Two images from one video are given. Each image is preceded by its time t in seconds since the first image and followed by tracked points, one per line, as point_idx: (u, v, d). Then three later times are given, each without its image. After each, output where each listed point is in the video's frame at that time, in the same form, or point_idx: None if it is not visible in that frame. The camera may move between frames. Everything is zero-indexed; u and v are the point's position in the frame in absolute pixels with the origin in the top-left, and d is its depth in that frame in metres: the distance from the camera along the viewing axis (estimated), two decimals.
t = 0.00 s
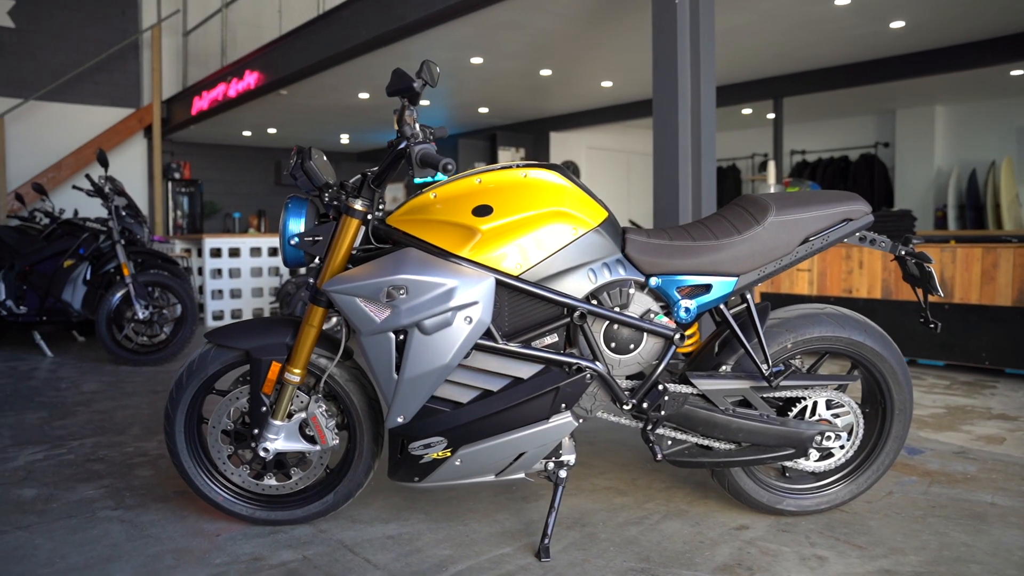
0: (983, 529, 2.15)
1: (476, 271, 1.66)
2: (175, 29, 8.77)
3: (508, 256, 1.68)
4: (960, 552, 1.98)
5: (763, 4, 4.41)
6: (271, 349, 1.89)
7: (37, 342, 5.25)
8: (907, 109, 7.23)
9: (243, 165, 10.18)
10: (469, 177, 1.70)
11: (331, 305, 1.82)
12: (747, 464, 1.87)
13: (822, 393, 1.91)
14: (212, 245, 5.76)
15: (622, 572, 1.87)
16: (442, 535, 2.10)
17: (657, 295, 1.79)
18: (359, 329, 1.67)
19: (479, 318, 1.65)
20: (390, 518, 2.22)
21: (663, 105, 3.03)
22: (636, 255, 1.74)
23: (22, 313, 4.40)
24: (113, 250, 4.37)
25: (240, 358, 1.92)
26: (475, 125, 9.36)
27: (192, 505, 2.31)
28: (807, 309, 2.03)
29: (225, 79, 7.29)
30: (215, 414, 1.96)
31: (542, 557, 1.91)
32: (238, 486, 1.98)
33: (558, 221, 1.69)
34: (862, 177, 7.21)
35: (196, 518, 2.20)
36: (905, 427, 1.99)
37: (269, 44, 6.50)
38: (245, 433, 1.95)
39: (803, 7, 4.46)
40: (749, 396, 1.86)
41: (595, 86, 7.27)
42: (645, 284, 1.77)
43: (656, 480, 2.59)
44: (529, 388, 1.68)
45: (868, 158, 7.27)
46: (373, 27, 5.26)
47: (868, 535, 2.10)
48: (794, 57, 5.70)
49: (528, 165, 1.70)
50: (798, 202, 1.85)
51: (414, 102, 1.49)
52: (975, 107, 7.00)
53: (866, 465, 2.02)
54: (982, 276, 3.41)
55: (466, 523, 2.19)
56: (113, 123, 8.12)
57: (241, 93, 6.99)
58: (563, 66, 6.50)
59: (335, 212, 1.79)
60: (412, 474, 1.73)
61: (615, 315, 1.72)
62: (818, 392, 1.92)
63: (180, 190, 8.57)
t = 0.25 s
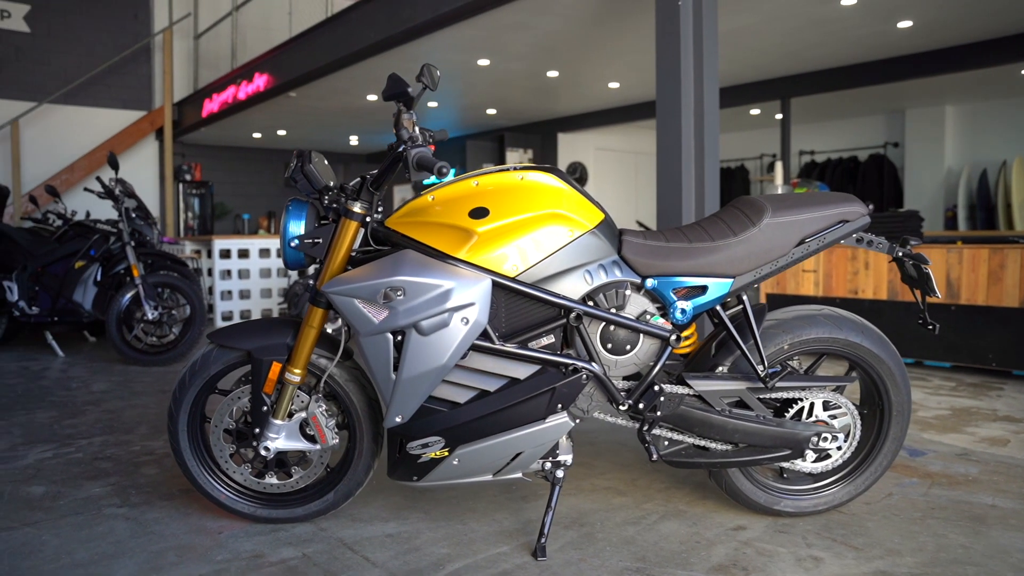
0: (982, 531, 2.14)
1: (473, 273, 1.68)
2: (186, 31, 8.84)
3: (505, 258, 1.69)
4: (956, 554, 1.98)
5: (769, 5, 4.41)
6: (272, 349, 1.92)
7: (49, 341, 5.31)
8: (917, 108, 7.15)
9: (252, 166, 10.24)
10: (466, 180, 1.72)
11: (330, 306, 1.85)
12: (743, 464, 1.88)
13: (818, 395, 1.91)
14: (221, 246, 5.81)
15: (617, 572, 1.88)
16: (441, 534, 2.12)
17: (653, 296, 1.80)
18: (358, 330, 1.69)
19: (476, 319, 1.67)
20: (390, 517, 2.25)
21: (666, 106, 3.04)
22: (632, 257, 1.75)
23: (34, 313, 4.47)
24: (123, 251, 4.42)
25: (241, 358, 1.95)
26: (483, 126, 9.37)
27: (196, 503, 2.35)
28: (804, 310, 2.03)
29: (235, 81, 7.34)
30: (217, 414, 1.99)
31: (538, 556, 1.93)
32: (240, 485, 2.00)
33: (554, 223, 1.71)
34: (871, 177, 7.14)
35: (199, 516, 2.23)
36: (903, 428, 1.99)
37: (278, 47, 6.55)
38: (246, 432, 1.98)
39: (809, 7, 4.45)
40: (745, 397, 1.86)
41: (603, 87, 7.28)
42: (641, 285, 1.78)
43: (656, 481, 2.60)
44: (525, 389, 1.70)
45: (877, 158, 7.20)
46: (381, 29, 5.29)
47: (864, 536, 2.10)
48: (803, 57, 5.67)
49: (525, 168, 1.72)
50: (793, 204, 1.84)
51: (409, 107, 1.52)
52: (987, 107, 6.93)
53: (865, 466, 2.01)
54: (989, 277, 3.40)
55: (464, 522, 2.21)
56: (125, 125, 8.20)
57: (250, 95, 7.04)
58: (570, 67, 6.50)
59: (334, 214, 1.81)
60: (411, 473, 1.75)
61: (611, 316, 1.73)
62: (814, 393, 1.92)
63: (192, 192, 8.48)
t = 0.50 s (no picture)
0: (978, 533, 2.12)
1: (468, 275, 1.68)
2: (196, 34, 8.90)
3: (499, 260, 1.69)
4: (951, 556, 1.97)
5: (774, 5, 4.41)
6: (272, 349, 1.95)
7: (60, 341, 5.38)
8: (926, 108, 7.09)
9: (262, 167, 10.30)
10: (463, 182, 1.72)
11: (329, 308, 1.87)
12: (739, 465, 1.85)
13: (813, 396, 1.88)
14: (230, 247, 5.85)
15: (611, 572, 1.90)
16: (438, 533, 2.14)
17: (649, 298, 1.78)
18: (356, 331, 1.70)
19: (472, 321, 1.67)
20: (388, 516, 2.26)
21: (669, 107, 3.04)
22: (627, 259, 1.73)
23: (45, 313, 4.52)
24: (132, 252, 4.46)
25: (242, 359, 1.98)
26: (490, 127, 9.39)
27: (199, 501, 2.38)
28: (799, 312, 2.00)
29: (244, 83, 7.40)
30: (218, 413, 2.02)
31: (533, 555, 1.95)
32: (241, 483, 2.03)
33: (549, 225, 1.70)
34: (880, 177, 7.09)
35: (202, 514, 2.26)
36: (900, 430, 1.96)
37: (286, 49, 6.59)
38: (247, 431, 2.00)
39: (814, 7, 4.45)
40: (740, 399, 1.83)
41: (609, 88, 7.28)
42: (636, 287, 1.75)
43: (654, 481, 2.62)
44: (521, 389, 1.70)
45: (885, 157, 7.15)
46: (387, 30, 5.31)
47: (860, 537, 2.09)
48: (809, 57, 5.65)
49: (521, 170, 1.72)
50: (789, 205, 1.81)
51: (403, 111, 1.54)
52: (997, 106, 6.86)
53: (861, 468, 1.99)
54: (995, 278, 3.39)
55: (462, 521, 2.23)
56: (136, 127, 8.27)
57: (258, 97, 7.08)
58: (575, 68, 6.51)
59: (333, 217, 1.83)
60: (408, 472, 1.76)
61: (607, 317, 1.72)
62: (810, 394, 1.89)
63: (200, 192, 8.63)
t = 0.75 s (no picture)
0: (975, 535, 2.10)
1: (463, 277, 1.69)
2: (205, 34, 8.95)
3: (493, 262, 1.70)
4: (946, 558, 1.95)
5: (779, 5, 4.40)
6: (270, 350, 1.98)
7: (70, 340, 5.42)
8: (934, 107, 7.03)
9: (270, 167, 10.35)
10: (458, 185, 1.73)
11: (326, 310, 1.90)
12: (734, 466, 1.85)
13: (807, 397, 1.89)
14: (238, 247, 5.86)
15: (605, 572, 1.91)
16: (435, 532, 2.16)
17: (643, 300, 1.79)
18: (352, 332, 1.72)
19: (466, 322, 1.68)
20: (386, 515, 2.28)
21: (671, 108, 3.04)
22: (621, 261, 1.74)
23: (54, 313, 4.52)
24: (140, 252, 4.49)
25: (241, 359, 2.00)
26: (497, 127, 9.40)
27: (201, 499, 2.40)
28: (795, 314, 1.99)
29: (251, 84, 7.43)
30: (218, 412, 2.05)
31: (528, 554, 1.97)
32: (241, 482, 2.06)
33: (543, 227, 1.71)
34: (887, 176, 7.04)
35: (203, 511, 2.28)
36: (896, 432, 1.95)
37: (293, 50, 6.62)
38: (246, 430, 2.03)
39: (820, 7, 4.44)
40: (735, 400, 1.84)
41: (615, 87, 7.27)
42: (630, 288, 1.76)
43: (651, 481, 2.63)
44: (515, 390, 1.71)
45: (893, 157, 7.10)
46: (392, 31, 5.34)
47: (855, 538, 2.08)
48: (816, 56, 5.63)
49: (516, 173, 1.73)
50: (782, 208, 1.82)
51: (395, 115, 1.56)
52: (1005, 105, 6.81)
53: (856, 469, 1.99)
54: (1000, 278, 3.38)
55: (459, 520, 2.25)
56: (146, 128, 8.34)
57: (266, 97, 7.12)
58: (581, 68, 6.51)
59: (330, 219, 1.84)
60: (405, 472, 1.77)
61: (601, 319, 1.72)
62: (804, 396, 1.89)
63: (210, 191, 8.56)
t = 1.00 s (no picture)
0: (968, 537, 2.07)
1: (456, 279, 1.69)
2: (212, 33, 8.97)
3: (486, 264, 1.71)
4: (938, 560, 1.93)
5: (782, 4, 4.39)
6: (267, 351, 2.00)
7: (76, 338, 5.47)
8: (941, 105, 6.96)
9: (278, 166, 10.39)
10: (452, 188, 1.74)
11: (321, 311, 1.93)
12: (727, 467, 1.83)
13: (801, 398, 1.87)
14: (243, 245, 5.91)
15: (598, 571, 1.92)
16: (430, 531, 2.17)
17: (635, 301, 1.79)
18: (346, 333, 1.72)
19: (459, 323, 1.68)
20: (383, 514, 2.29)
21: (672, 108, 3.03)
22: (614, 262, 1.74)
23: (61, 311, 4.57)
24: (145, 250, 4.55)
25: (238, 359, 2.02)
26: (503, 125, 9.39)
27: (201, 497, 2.42)
28: (789, 316, 1.99)
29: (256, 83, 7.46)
30: (216, 412, 2.07)
31: (521, 554, 1.98)
32: (239, 481, 2.08)
33: (536, 230, 1.72)
34: (893, 174, 6.99)
35: (203, 510, 2.29)
36: (890, 433, 1.94)
37: (299, 48, 6.63)
38: (244, 430, 2.05)
39: (823, 6, 4.42)
40: (728, 401, 1.82)
41: (620, 86, 7.26)
42: (623, 290, 1.76)
43: (648, 481, 2.64)
44: (509, 391, 1.71)
45: (899, 155, 7.05)
46: (396, 30, 5.35)
47: (848, 540, 2.07)
48: (821, 55, 5.60)
49: (509, 176, 1.73)
50: (776, 209, 1.81)
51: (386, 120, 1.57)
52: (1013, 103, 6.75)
53: (852, 470, 1.97)
54: (1003, 278, 3.37)
55: (454, 520, 2.26)
56: (153, 126, 8.38)
57: (271, 96, 7.14)
58: (586, 67, 6.50)
59: (325, 221, 1.85)
60: (400, 472, 1.77)
61: (594, 320, 1.73)
62: (798, 397, 1.87)
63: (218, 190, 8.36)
